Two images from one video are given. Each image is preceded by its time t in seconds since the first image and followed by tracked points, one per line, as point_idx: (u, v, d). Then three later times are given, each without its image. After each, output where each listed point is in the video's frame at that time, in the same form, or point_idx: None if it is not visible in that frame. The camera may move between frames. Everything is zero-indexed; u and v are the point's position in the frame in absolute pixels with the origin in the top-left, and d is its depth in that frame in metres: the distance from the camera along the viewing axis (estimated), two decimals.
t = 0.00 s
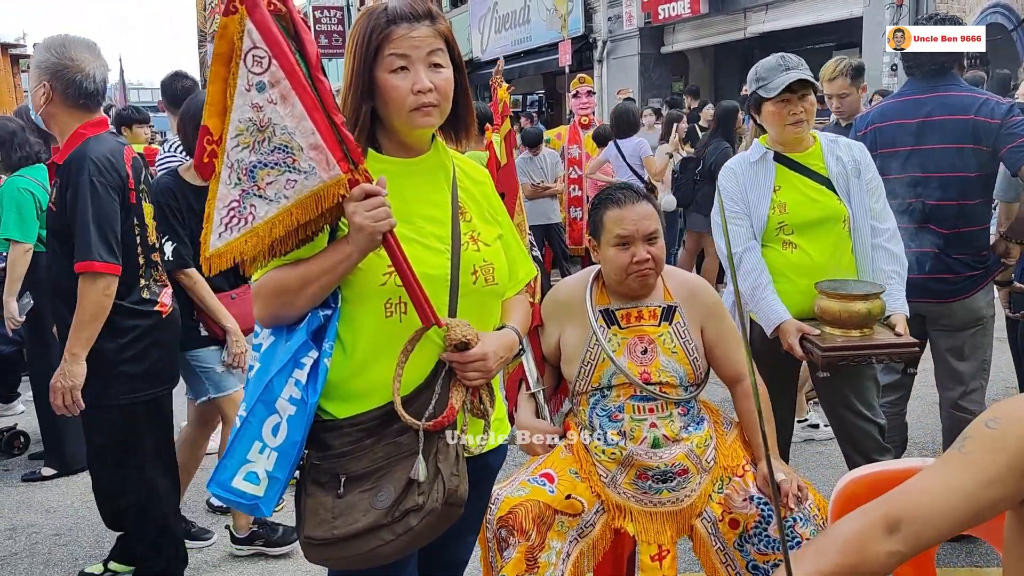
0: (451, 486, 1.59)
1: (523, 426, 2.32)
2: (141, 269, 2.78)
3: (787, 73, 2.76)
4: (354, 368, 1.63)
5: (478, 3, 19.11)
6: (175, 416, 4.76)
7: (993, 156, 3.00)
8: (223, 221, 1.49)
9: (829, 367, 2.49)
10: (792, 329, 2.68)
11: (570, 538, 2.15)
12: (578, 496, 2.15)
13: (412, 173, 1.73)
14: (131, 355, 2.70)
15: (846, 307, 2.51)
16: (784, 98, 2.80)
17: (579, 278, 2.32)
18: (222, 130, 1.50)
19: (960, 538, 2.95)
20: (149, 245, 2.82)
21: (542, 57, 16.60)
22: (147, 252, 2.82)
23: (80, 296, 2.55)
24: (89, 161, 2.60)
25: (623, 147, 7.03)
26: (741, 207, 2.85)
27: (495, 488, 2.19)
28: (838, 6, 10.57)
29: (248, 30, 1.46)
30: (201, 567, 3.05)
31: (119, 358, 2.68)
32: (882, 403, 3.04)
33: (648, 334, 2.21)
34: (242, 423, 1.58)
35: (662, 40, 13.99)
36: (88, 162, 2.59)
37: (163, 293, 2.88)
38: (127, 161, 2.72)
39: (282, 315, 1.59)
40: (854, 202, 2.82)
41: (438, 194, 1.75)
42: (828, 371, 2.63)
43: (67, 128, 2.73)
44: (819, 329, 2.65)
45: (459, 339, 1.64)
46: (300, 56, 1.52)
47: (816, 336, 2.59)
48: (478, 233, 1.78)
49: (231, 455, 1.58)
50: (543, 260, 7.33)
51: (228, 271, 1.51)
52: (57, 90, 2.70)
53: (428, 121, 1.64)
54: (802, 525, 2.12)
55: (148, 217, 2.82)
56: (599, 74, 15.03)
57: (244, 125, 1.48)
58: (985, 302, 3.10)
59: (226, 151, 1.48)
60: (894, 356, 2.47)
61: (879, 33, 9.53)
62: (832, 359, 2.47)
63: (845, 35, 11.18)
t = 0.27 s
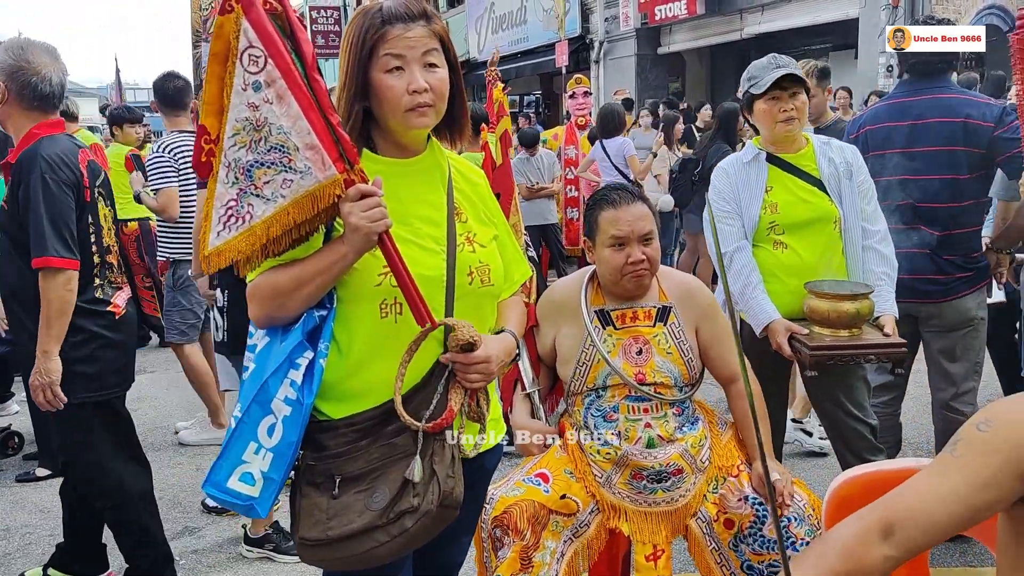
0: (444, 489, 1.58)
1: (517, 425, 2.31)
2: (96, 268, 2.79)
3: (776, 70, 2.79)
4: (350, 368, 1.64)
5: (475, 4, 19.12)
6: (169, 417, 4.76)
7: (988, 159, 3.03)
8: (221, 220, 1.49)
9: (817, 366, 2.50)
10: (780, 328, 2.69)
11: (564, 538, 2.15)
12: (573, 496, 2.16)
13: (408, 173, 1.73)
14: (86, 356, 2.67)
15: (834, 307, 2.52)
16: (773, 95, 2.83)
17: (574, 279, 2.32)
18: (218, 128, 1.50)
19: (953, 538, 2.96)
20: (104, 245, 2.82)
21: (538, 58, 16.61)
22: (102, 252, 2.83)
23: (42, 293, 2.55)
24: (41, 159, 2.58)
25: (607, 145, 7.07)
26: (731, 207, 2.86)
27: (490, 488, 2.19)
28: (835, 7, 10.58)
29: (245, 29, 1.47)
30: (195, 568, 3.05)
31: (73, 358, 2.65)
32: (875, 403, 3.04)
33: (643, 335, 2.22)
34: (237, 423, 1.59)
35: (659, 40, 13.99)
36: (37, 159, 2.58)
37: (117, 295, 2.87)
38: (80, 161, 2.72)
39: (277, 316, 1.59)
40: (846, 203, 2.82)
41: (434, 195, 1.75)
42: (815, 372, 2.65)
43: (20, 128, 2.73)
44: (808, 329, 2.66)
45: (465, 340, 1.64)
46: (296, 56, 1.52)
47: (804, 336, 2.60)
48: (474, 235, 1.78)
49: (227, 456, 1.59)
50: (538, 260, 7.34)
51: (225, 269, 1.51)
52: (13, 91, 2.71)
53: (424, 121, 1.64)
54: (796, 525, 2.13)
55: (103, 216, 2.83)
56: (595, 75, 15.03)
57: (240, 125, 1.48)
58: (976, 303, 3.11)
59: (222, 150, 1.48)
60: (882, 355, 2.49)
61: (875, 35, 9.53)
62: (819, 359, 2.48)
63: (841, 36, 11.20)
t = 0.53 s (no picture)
0: (435, 486, 1.59)
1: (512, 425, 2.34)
2: (58, 259, 2.73)
3: (767, 66, 2.81)
4: (342, 366, 1.64)
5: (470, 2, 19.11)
6: (163, 416, 4.76)
7: (978, 158, 3.03)
8: (213, 216, 1.50)
9: (805, 363, 2.52)
10: (770, 325, 2.70)
11: (557, 535, 2.16)
12: (566, 493, 2.16)
13: (402, 170, 1.74)
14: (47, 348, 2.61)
15: (824, 304, 2.54)
16: (766, 92, 2.84)
17: (567, 277, 2.33)
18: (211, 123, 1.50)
19: (944, 535, 2.97)
20: (68, 237, 2.75)
21: (533, 57, 16.61)
22: (65, 244, 2.77)
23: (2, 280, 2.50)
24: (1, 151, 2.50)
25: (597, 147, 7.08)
26: (724, 205, 2.87)
27: (483, 485, 2.19)
28: (828, 7, 10.60)
29: (238, 24, 1.46)
30: (189, 566, 3.05)
31: (30, 350, 2.59)
32: (867, 401, 3.06)
33: (635, 333, 2.22)
34: (228, 420, 1.59)
35: (653, 40, 14.01)
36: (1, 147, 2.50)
37: (81, 288, 2.81)
38: (45, 154, 2.64)
39: (269, 313, 1.59)
40: (838, 202, 2.84)
41: (427, 192, 1.76)
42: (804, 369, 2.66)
43: None
44: (797, 326, 2.67)
45: (464, 348, 1.68)
46: (290, 52, 1.53)
47: (794, 333, 2.62)
48: (467, 233, 1.78)
49: (218, 453, 1.59)
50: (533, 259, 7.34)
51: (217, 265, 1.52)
52: None
53: (417, 119, 1.65)
54: (788, 522, 2.14)
55: (70, 210, 2.77)
56: (590, 74, 15.03)
57: (233, 121, 1.48)
58: (967, 301, 3.13)
59: (215, 146, 1.48)
60: (871, 353, 2.50)
61: (868, 34, 9.55)
62: (808, 355, 2.50)
63: (835, 36, 11.23)
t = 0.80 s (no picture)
0: (426, 482, 1.59)
1: (504, 420, 2.33)
2: (30, 254, 2.60)
3: (760, 63, 2.83)
4: (332, 362, 1.63)
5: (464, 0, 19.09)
6: (156, 413, 4.75)
7: (965, 153, 3.07)
8: (202, 211, 1.49)
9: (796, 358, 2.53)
10: (761, 321, 2.71)
11: (549, 531, 2.16)
12: (557, 489, 2.17)
13: (393, 166, 1.74)
14: (15, 340, 2.52)
15: (814, 300, 2.54)
16: (758, 87, 2.86)
17: (559, 273, 2.33)
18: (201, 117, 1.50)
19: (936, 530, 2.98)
20: (42, 232, 2.64)
21: (527, 55, 16.61)
22: (40, 239, 2.64)
23: None
24: None
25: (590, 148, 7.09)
26: (716, 202, 2.90)
27: (474, 481, 2.20)
28: (821, 5, 10.62)
29: (228, 18, 1.46)
30: (181, 563, 3.04)
31: None
32: (858, 397, 3.07)
33: (626, 329, 2.23)
34: (219, 417, 1.59)
35: (647, 38, 14.02)
36: None
37: (56, 284, 2.67)
38: (19, 150, 2.56)
39: (259, 309, 1.59)
40: (830, 199, 2.85)
41: (418, 188, 1.76)
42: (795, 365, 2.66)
43: None
44: (788, 322, 2.68)
45: (450, 345, 1.68)
46: (281, 46, 1.53)
47: (785, 329, 2.62)
48: (457, 228, 1.79)
49: (208, 449, 1.59)
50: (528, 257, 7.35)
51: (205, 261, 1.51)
52: None
53: (408, 114, 1.65)
54: (779, 517, 2.15)
55: (48, 207, 2.67)
56: (584, 72, 15.04)
57: (223, 115, 1.48)
58: (958, 297, 3.14)
59: (205, 140, 1.48)
60: (860, 348, 2.52)
61: (861, 32, 9.58)
62: (799, 350, 2.51)
63: (828, 34, 11.25)
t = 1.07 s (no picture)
0: (418, 475, 1.60)
1: (496, 415, 2.37)
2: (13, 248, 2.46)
3: (754, 57, 2.84)
4: (324, 356, 1.64)
5: None
6: (148, 410, 4.74)
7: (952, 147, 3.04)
8: (190, 207, 1.49)
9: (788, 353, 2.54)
10: (754, 317, 2.71)
11: (541, 525, 2.17)
12: (550, 483, 2.17)
13: (384, 161, 1.73)
14: None
15: (807, 295, 2.55)
16: (752, 82, 2.86)
17: (551, 269, 2.34)
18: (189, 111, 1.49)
19: (926, 524, 3.00)
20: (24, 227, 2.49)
21: (522, 51, 16.60)
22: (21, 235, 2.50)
23: None
24: None
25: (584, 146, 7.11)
26: (709, 197, 2.91)
27: (468, 475, 2.20)
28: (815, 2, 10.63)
29: (218, 13, 1.45)
30: (174, 559, 3.04)
31: None
32: (849, 391, 3.09)
33: (618, 324, 2.24)
34: (210, 411, 1.59)
35: (642, 35, 14.02)
36: None
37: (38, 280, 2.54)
38: None
39: (249, 303, 1.59)
40: (822, 195, 2.86)
41: (409, 183, 1.76)
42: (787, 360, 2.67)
43: None
44: (780, 318, 2.69)
45: (442, 337, 1.68)
46: (271, 41, 1.53)
47: (777, 325, 2.63)
48: (449, 223, 1.79)
49: (199, 443, 1.58)
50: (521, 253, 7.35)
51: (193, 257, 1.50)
52: None
53: (399, 109, 1.64)
54: (771, 511, 2.15)
55: (28, 201, 2.55)
56: (578, 69, 15.03)
57: (212, 110, 1.47)
58: (948, 292, 3.16)
59: (193, 135, 1.47)
60: (852, 344, 2.51)
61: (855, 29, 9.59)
62: (791, 346, 2.52)
63: (822, 31, 11.27)
